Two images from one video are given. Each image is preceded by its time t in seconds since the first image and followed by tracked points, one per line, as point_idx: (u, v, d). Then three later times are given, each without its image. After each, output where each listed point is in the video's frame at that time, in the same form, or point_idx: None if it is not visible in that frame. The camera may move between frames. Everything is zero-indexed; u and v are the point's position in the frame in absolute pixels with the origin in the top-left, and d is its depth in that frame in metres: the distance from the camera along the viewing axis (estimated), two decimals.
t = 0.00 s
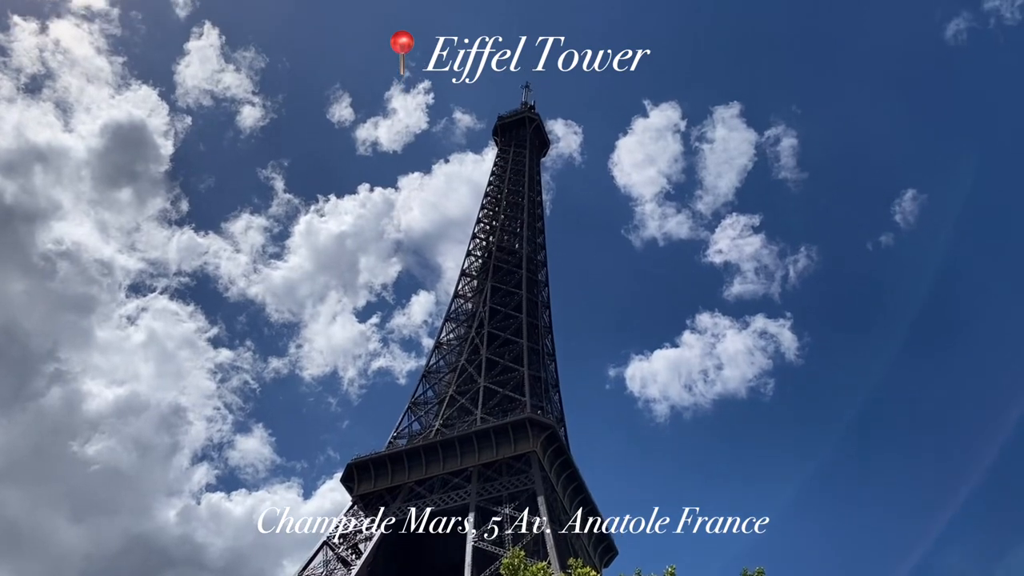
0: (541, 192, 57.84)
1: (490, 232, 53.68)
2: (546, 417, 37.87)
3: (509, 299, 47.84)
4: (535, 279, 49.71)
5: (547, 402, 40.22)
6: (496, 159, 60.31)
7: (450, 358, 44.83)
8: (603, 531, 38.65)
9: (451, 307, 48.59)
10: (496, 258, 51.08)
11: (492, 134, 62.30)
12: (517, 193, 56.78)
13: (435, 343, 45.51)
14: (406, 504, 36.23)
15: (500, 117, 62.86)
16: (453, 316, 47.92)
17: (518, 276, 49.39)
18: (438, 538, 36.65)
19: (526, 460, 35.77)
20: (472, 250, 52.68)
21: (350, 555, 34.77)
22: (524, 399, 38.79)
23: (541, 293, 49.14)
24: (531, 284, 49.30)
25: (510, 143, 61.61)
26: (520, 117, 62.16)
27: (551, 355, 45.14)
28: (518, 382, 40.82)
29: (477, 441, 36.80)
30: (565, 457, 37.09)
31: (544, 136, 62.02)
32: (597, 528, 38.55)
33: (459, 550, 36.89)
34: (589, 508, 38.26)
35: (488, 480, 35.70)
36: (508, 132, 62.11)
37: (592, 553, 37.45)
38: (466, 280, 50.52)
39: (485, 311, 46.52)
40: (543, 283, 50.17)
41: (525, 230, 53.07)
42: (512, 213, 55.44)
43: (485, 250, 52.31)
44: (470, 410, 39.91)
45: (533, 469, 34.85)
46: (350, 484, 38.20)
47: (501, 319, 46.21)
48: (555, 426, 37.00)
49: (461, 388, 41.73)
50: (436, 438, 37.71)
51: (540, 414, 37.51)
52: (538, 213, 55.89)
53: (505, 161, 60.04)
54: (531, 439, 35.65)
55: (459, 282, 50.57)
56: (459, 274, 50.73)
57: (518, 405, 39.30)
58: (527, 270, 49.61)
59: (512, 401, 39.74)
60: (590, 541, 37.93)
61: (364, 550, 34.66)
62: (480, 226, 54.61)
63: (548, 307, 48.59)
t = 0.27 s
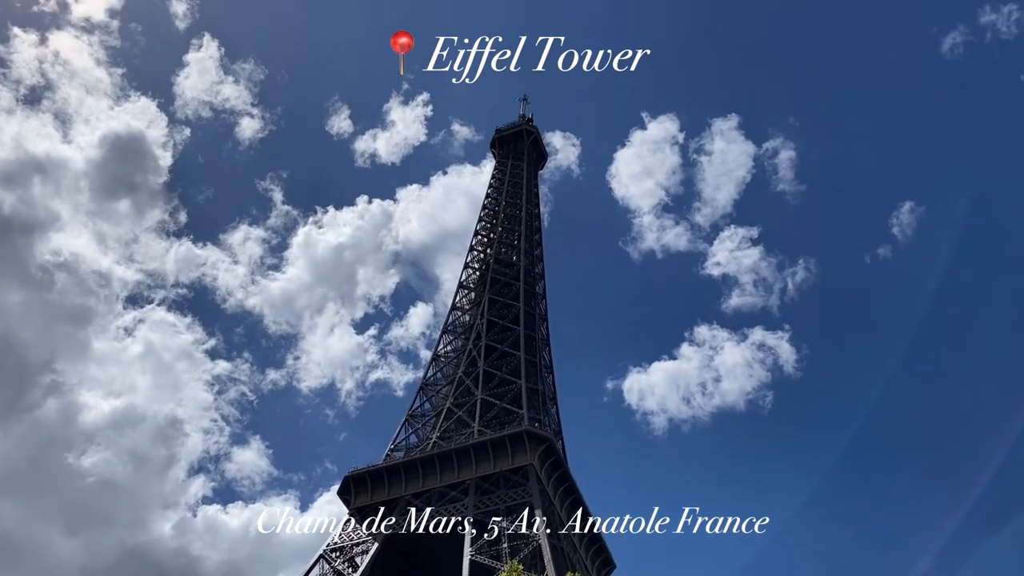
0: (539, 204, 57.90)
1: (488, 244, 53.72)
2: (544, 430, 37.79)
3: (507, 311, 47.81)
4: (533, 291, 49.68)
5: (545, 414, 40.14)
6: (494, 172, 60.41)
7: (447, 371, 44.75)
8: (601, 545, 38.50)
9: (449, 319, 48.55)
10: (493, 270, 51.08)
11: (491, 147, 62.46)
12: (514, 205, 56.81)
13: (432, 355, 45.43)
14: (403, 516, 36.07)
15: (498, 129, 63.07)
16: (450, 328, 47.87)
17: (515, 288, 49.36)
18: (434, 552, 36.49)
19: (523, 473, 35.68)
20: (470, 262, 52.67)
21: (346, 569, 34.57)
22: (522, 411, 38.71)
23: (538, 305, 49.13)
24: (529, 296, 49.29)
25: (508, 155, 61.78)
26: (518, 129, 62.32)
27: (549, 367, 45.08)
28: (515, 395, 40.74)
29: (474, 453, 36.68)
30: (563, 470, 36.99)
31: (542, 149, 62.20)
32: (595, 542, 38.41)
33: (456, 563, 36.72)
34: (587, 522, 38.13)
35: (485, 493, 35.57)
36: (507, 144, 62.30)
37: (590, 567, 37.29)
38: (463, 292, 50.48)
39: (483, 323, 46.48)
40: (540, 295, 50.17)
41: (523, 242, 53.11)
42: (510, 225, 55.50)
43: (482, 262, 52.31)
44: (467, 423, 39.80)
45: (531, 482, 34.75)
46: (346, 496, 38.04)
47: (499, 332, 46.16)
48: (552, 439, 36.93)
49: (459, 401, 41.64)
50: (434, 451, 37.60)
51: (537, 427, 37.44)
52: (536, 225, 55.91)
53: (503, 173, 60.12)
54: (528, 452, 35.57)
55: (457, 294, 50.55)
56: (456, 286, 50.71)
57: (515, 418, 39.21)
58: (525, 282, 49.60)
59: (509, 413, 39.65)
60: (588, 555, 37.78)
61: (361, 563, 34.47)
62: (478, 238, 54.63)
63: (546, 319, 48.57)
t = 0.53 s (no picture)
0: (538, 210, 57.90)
1: (488, 250, 53.70)
2: (544, 436, 37.70)
3: (506, 317, 47.75)
4: (533, 297, 49.64)
5: (544, 420, 40.08)
6: (493, 177, 60.43)
7: (446, 376, 44.67)
8: (601, 551, 38.38)
9: (448, 325, 48.50)
10: (493, 276, 51.04)
11: (490, 152, 62.51)
12: (514, 211, 56.81)
13: (432, 361, 45.36)
14: (402, 523, 35.98)
15: (498, 135, 63.12)
16: (450, 333, 47.82)
17: (515, 294, 49.32)
18: (434, 558, 36.39)
19: (523, 479, 35.59)
20: (470, 268, 52.64)
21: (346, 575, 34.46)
22: (521, 417, 38.63)
23: (538, 311, 49.08)
24: (528, 302, 49.25)
25: (507, 161, 61.83)
26: (518, 135, 62.37)
27: (548, 373, 45.01)
28: (515, 400, 40.67)
29: (474, 459, 36.60)
30: (562, 476, 36.90)
31: (542, 154, 62.25)
32: (595, 548, 38.31)
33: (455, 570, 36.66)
34: (587, 528, 38.03)
35: (485, 499, 35.48)
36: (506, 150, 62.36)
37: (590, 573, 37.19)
38: (463, 298, 50.43)
39: (482, 329, 46.42)
40: (540, 301, 50.12)
41: (523, 248, 53.09)
42: (510, 231, 55.49)
43: (482, 268, 52.26)
44: (466, 429, 39.72)
45: (531, 488, 34.67)
46: (345, 502, 37.96)
47: (499, 337, 46.10)
48: (552, 445, 36.85)
49: (458, 406, 41.56)
50: (433, 456, 37.52)
51: (537, 433, 37.37)
52: (536, 231, 55.91)
53: (502, 179, 60.14)
54: (528, 457, 35.50)
55: (456, 299, 50.51)
56: (456, 292, 50.67)
57: (515, 424, 39.12)
58: (524, 288, 49.55)
59: (509, 419, 39.57)
60: (588, 562, 37.68)
61: (360, 570, 34.37)
62: (478, 244, 54.62)
63: (545, 325, 48.51)
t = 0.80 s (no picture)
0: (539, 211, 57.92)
1: (488, 252, 53.71)
2: (544, 438, 37.69)
3: (507, 319, 47.75)
4: (533, 298, 49.66)
5: (545, 422, 40.07)
6: (493, 179, 60.45)
7: (447, 378, 44.67)
8: (601, 553, 38.36)
9: (449, 327, 48.51)
10: (493, 277, 51.05)
11: (491, 154, 62.53)
12: (514, 212, 56.82)
13: (432, 363, 45.36)
14: (403, 525, 35.97)
15: (498, 136, 63.13)
16: (450, 335, 47.82)
17: (515, 295, 49.33)
18: (434, 560, 36.38)
19: (524, 481, 35.58)
20: (470, 269, 52.66)
21: None
22: (522, 419, 38.62)
23: (538, 313, 49.09)
24: (529, 304, 49.27)
25: (508, 162, 61.86)
26: (518, 137, 62.40)
27: (549, 375, 45.01)
28: (516, 402, 40.66)
29: (474, 461, 36.59)
30: (563, 477, 36.88)
31: (542, 156, 62.27)
32: (595, 550, 38.29)
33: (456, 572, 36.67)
34: (588, 530, 38.03)
35: (485, 501, 35.46)
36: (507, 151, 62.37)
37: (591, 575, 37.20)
38: (463, 299, 50.44)
39: (483, 330, 46.41)
40: (540, 302, 50.13)
41: (523, 250, 53.10)
42: (510, 232, 55.50)
43: (482, 269, 52.27)
44: (467, 430, 39.72)
45: (531, 490, 34.66)
46: (346, 504, 37.96)
47: (499, 339, 46.10)
48: (553, 446, 36.85)
49: (459, 408, 41.56)
50: (434, 458, 37.52)
51: (538, 435, 37.36)
52: (536, 232, 55.92)
53: (503, 181, 60.16)
54: (528, 459, 35.50)
55: (457, 301, 50.52)
56: (456, 294, 50.68)
57: (515, 426, 39.11)
58: (525, 289, 49.55)
59: (509, 421, 39.56)
60: (588, 563, 37.67)
61: (361, 572, 34.36)
62: (478, 245, 54.64)
63: (546, 327, 48.51)
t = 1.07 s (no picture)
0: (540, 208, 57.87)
1: (490, 248, 53.69)
2: (546, 434, 37.71)
3: (509, 315, 47.74)
4: (534, 294, 49.65)
5: (546, 418, 40.06)
6: (494, 175, 60.41)
7: (449, 375, 44.70)
8: (603, 549, 38.39)
9: (450, 323, 48.52)
10: (494, 274, 51.03)
11: (492, 150, 62.44)
12: (515, 209, 56.79)
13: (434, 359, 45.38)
14: (406, 521, 36.02)
15: (499, 133, 63.04)
16: (452, 332, 47.83)
17: (516, 292, 49.32)
18: (436, 557, 36.46)
19: (526, 477, 35.59)
20: (471, 266, 52.66)
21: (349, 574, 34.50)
22: (524, 415, 38.63)
23: (540, 309, 49.09)
24: (530, 300, 49.26)
25: (509, 159, 61.75)
26: (519, 133, 62.33)
27: (550, 371, 45.01)
28: (517, 398, 40.66)
29: (476, 457, 36.62)
30: (565, 473, 36.89)
31: (543, 152, 62.20)
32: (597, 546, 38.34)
33: (458, 568, 36.72)
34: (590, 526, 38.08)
35: (487, 497, 35.49)
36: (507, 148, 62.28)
37: (593, 570, 37.26)
38: (465, 296, 50.44)
39: (484, 327, 46.40)
40: (541, 299, 50.11)
41: (524, 246, 53.07)
42: (511, 229, 55.45)
43: (483, 266, 52.26)
44: (469, 427, 39.75)
45: (533, 486, 34.67)
46: (348, 501, 38.01)
47: (501, 336, 46.09)
48: (555, 442, 36.86)
49: (461, 405, 41.59)
50: (436, 455, 37.56)
51: (539, 431, 37.37)
52: (537, 229, 55.89)
53: (504, 177, 60.09)
54: (530, 455, 35.52)
55: (458, 298, 50.53)
56: (458, 291, 50.68)
57: (517, 422, 39.13)
58: (526, 286, 49.53)
59: (511, 417, 39.59)
60: (591, 559, 37.72)
61: (363, 568, 34.40)
62: (479, 242, 54.62)
63: (548, 323, 48.54)
